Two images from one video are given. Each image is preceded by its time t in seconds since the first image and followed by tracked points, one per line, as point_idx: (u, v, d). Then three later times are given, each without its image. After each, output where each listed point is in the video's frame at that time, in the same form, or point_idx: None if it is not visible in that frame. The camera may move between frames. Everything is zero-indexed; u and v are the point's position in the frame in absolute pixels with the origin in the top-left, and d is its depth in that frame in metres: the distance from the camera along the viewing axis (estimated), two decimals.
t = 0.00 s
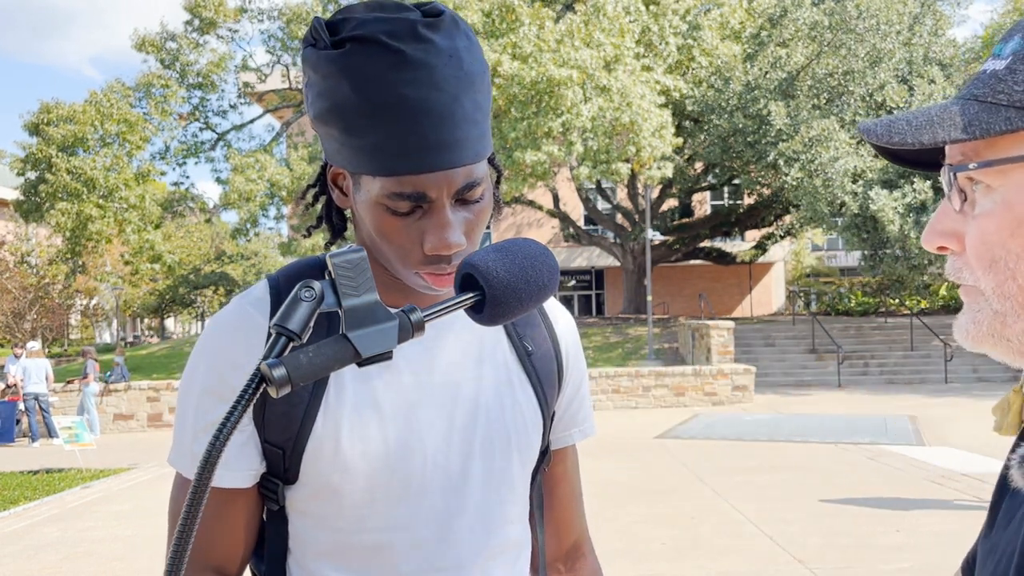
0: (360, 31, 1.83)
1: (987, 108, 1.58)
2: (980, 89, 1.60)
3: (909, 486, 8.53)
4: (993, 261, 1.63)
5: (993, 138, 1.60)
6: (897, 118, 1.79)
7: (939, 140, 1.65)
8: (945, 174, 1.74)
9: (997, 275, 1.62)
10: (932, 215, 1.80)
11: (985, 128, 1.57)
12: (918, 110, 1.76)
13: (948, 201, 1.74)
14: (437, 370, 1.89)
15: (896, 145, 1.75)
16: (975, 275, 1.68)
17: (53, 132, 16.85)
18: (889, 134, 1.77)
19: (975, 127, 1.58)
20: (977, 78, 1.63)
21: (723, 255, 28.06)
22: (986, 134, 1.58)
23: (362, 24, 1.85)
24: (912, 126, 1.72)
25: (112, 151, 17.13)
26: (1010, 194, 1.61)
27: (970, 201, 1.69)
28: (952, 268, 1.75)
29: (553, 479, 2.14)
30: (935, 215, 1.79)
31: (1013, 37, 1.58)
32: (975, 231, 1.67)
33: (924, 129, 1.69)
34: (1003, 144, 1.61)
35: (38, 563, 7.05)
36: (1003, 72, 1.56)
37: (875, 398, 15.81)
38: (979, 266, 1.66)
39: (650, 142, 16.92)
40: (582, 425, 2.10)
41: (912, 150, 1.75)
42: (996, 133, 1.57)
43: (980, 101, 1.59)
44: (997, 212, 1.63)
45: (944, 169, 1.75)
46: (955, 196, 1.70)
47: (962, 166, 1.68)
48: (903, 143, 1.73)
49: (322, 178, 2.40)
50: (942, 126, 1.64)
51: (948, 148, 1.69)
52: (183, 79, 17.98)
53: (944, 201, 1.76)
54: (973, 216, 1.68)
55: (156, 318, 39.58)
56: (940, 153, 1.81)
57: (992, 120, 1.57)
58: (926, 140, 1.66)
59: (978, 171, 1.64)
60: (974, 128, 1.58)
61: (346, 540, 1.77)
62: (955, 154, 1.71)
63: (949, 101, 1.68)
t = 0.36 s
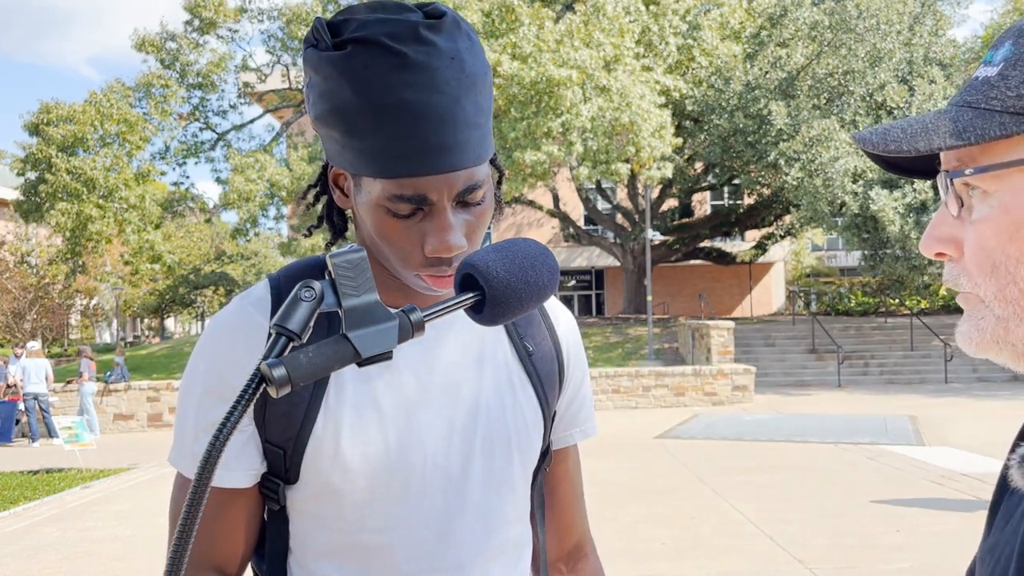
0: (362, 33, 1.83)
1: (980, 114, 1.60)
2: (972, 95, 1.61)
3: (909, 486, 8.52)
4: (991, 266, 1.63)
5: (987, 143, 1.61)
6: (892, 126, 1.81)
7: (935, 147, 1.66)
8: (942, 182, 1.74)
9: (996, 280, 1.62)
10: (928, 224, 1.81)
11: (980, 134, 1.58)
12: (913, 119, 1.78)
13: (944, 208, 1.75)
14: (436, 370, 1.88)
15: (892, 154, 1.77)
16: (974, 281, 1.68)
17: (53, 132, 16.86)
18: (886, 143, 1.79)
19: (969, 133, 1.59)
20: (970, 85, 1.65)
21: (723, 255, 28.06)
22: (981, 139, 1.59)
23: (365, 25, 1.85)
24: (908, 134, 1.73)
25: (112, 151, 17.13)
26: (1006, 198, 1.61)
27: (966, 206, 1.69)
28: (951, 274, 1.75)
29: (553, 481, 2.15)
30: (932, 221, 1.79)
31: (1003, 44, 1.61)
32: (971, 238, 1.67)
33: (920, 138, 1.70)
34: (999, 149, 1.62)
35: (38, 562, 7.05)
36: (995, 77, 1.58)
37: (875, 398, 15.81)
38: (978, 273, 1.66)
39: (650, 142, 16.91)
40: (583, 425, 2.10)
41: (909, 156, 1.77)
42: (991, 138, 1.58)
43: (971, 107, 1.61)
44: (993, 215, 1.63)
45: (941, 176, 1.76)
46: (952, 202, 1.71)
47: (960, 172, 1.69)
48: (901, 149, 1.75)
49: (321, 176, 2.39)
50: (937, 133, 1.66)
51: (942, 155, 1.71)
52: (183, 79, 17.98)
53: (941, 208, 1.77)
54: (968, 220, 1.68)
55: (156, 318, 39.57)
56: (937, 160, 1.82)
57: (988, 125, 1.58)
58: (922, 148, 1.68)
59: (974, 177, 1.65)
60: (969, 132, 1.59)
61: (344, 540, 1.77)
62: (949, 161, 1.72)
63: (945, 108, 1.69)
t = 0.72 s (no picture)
0: (364, 32, 1.82)
1: (981, 117, 1.60)
2: (972, 98, 1.61)
3: (909, 486, 8.52)
4: (994, 270, 1.63)
5: (989, 146, 1.62)
6: (894, 129, 1.82)
7: (938, 150, 1.67)
8: (944, 186, 1.75)
9: (1000, 283, 1.62)
10: (931, 226, 1.81)
11: (980, 137, 1.58)
12: (914, 122, 1.79)
13: (947, 211, 1.75)
14: (435, 368, 1.89)
15: (895, 156, 1.78)
16: (978, 283, 1.68)
17: (53, 132, 16.88)
18: (887, 146, 1.79)
19: (970, 136, 1.60)
20: (970, 87, 1.65)
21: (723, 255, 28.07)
22: (984, 142, 1.59)
23: (366, 25, 1.84)
24: (909, 137, 1.74)
25: (112, 151, 17.12)
26: (1007, 202, 1.61)
27: (967, 208, 1.70)
28: (953, 277, 1.75)
29: (554, 481, 2.15)
30: (936, 223, 1.79)
31: (1003, 45, 1.61)
32: (974, 240, 1.67)
33: (921, 141, 1.71)
34: (1000, 151, 1.62)
35: (38, 562, 7.05)
36: (994, 80, 1.58)
37: (875, 398, 15.81)
38: (982, 274, 1.66)
39: (650, 143, 16.90)
40: (584, 425, 2.11)
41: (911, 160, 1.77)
42: (994, 141, 1.58)
43: (971, 110, 1.61)
44: (997, 219, 1.63)
45: (943, 180, 1.76)
46: (955, 204, 1.71)
47: (961, 175, 1.70)
48: (901, 153, 1.76)
49: (321, 177, 2.39)
50: (938, 137, 1.66)
51: (943, 158, 1.71)
52: (184, 79, 18.00)
53: (944, 211, 1.77)
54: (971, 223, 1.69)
55: (157, 319, 39.57)
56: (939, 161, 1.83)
57: (988, 128, 1.58)
58: (922, 152, 1.69)
59: (977, 180, 1.65)
60: (971, 136, 1.60)
61: (343, 538, 1.77)
62: (950, 163, 1.73)
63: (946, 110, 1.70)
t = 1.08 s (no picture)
0: (370, 22, 1.84)
1: (974, 128, 1.62)
2: (964, 107, 1.64)
3: (910, 486, 8.52)
4: (995, 280, 1.63)
5: (984, 156, 1.64)
6: (885, 143, 1.85)
7: (932, 164, 1.69)
8: (938, 198, 1.77)
9: (1002, 293, 1.62)
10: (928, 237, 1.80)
11: (974, 149, 1.61)
12: (904, 136, 1.82)
13: (942, 221, 1.76)
14: (436, 365, 1.90)
15: (890, 171, 1.80)
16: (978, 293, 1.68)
17: (53, 133, 16.90)
18: (882, 159, 1.82)
19: (965, 148, 1.62)
20: (960, 97, 1.67)
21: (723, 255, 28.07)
22: (977, 154, 1.62)
23: (372, 16, 1.86)
24: (902, 151, 1.77)
25: (112, 151, 17.12)
26: (1005, 210, 1.63)
27: (964, 218, 1.71)
28: (954, 288, 1.73)
29: (556, 480, 2.16)
30: (930, 236, 1.79)
31: (989, 56, 1.64)
32: (972, 250, 1.68)
33: (915, 154, 1.73)
34: (996, 161, 1.64)
35: (38, 562, 7.05)
36: (984, 90, 1.61)
37: (875, 398, 15.81)
38: (983, 286, 1.66)
39: (649, 143, 16.89)
40: (586, 425, 2.13)
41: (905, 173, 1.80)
42: (988, 151, 1.60)
43: (964, 120, 1.64)
44: (995, 229, 1.64)
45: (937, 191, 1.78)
46: (951, 215, 1.72)
47: (954, 186, 1.73)
48: (896, 167, 1.79)
49: (323, 178, 2.39)
50: (931, 150, 1.69)
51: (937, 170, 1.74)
52: (184, 79, 18.00)
53: (939, 223, 1.78)
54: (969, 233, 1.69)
55: (157, 319, 39.56)
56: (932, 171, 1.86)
57: (982, 139, 1.61)
58: (917, 164, 1.72)
59: (974, 190, 1.67)
60: (966, 149, 1.62)
61: (342, 536, 1.77)
62: (943, 174, 1.75)
63: (936, 121, 1.73)
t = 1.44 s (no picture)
0: (374, 21, 1.84)
1: (981, 130, 1.64)
2: (969, 109, 1.65)
3: (910, 486, 8.51)
4: (1002, 282, 1.67)
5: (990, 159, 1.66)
6: (890, 145, 1.85)
7: (941, 165, 1.69)
8: (945, 200, 1.79)
9: (1008, 295, 1.66)
10: (934, 239, 1.84)
11: (981, 151, 1.62)
12: (909, 138, 1.82)
13: (948, 224, 1.79)
14: (435, 363, 1.90)
15: (895, 174, 1.80)
16: (985, 296, 1.71)
17: (53, 132, 16.88)
18: (887, 162, 1.82)
19: (971, 151, 1.63)
20: (965, 99, 1.69)
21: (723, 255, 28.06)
22: (986, 156, 1.63)
23: (376, 14, 1.86)
24: (907, 153, 1.77)
25: (112, 151, 17.11)
26: (1012, 212, 1.66)
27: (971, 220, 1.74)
28: (959, 289, 1.78)
29: (556, 478, 2.17)
30: (937, 237, 1.83)
31: (995, 57, 1.66)
32: (980, 252, 1.71)
33: (922, 154, 1.73)
34: (1003, 163, 1.67)
35: (37, 562, 7.05)
36: (989, 92, 1.62)
37: (875, 398, 15.81)
38: (990, 288, 1.70)
39: (649, 144, 16.90)
40: (586, 422, 2.14)
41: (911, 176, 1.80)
42: (995, 155, 1.62)
43: (971, 122, 1.65)
44: (1003, 231, 1.68)
45: (943, 192, 1.81)
46: (958, 216, 1.76)
47: (963, 189, 1.74)
48: (902, 169, 1.79)
49: (323, 176, 2.38)
50: (938, 151, 1.69)
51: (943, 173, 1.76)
52: (183, 79, 18.00)
53: (946, 224, 1.80)
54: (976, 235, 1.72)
55: (157, 319, 39.55)
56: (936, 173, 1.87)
57: (990, 141, 1.62)
58: (923, 167, 1.72)
59: (981, 192, 1.70)
60: (972, 151, 1.64)
61: (343, 534, 1.77)
62: (951, 176, 1.77)
63: (943, 123, 1.73)
